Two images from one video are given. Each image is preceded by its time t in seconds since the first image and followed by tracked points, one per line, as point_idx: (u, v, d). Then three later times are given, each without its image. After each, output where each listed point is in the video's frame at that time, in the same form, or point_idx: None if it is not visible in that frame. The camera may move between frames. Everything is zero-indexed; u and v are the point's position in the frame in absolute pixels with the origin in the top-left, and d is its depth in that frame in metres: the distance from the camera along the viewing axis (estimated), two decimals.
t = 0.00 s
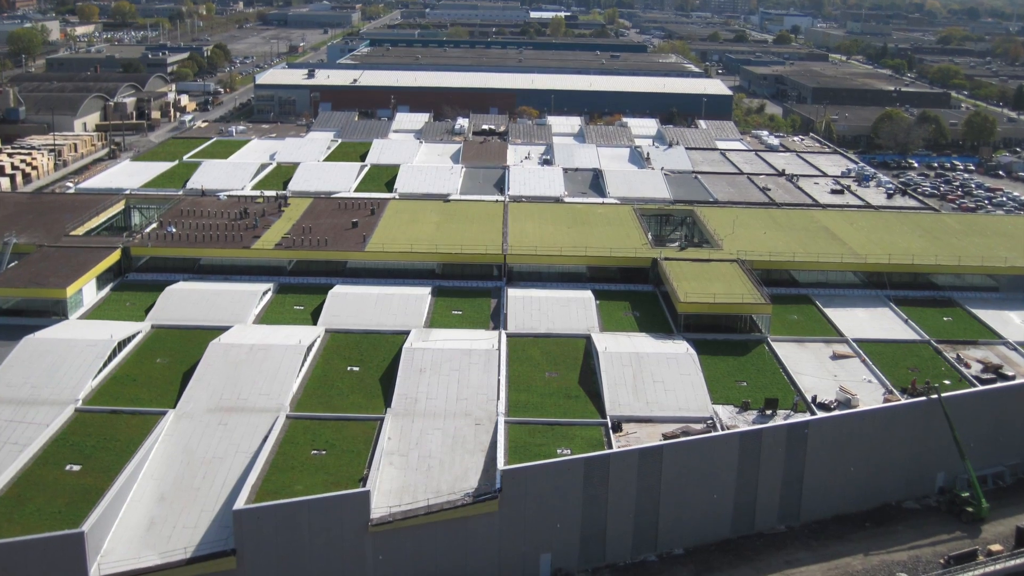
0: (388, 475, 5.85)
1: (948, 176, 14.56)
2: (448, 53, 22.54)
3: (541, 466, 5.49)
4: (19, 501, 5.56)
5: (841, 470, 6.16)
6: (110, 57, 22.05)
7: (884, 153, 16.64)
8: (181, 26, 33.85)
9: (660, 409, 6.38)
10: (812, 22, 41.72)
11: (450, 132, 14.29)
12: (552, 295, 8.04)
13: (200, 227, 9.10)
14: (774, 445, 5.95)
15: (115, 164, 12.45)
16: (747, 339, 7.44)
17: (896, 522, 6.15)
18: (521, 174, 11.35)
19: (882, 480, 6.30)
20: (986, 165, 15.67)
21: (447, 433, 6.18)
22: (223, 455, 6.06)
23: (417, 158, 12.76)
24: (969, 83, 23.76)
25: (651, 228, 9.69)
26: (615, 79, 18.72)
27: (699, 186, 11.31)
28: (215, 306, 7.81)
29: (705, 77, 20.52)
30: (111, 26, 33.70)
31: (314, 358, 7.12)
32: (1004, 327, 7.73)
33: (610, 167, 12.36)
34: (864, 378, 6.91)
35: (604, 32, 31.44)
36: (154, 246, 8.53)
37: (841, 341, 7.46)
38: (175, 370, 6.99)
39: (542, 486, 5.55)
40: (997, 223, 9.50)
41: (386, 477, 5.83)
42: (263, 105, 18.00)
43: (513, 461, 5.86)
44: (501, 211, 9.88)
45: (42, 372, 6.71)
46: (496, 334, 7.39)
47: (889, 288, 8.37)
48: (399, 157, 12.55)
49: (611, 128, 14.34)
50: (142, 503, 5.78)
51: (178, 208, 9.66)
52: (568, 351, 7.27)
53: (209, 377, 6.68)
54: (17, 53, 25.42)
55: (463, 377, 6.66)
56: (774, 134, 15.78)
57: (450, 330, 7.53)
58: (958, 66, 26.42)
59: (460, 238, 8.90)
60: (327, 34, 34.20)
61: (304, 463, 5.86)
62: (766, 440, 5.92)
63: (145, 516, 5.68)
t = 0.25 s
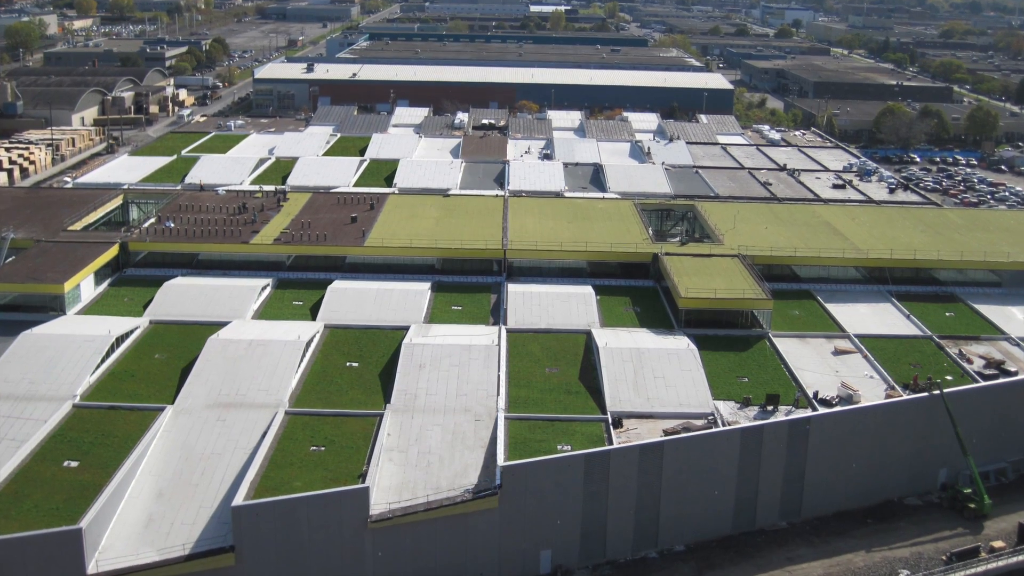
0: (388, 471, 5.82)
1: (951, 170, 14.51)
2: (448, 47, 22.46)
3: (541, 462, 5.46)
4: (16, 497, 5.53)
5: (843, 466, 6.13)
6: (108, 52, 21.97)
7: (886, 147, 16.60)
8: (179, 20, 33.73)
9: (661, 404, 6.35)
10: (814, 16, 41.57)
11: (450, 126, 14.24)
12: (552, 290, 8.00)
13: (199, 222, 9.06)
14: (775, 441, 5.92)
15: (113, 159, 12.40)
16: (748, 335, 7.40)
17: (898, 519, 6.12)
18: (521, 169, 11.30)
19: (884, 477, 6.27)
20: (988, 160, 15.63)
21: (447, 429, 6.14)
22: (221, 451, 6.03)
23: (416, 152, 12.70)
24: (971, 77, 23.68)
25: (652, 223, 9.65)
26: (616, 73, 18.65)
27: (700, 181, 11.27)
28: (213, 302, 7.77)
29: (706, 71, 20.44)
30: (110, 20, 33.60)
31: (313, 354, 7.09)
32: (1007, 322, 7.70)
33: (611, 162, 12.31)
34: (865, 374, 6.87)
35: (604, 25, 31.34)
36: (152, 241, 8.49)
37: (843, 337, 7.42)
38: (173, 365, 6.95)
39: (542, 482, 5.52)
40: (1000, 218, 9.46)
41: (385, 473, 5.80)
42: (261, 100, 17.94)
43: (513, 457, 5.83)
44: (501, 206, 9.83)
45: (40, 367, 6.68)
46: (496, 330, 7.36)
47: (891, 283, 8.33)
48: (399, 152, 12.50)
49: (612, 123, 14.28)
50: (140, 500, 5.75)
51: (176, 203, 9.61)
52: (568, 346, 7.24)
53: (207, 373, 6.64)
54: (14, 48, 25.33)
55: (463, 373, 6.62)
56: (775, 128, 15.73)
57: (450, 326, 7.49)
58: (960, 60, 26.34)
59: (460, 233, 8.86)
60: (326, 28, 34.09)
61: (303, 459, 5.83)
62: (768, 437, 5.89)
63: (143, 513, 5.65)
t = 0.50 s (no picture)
0: (387, 467, 5.79)
1: (953, 165, 14.47)
2: (448, 41, 22.38)
3: (541, 458, 5.43)
4: (14, 494, 5.50)
5: (845, 462, 6.10)
6: (106, 46, 21.90)
7: (887, 142, 16.55)
8: (178, 14, 33.62)
9: (661, 400, 6.32)
10: (815, 9, 41.46)
11: (450, 121, 14.18)
12: (552, 286, 7.96)
13: (197, 217, 9.02)
14: (777, 438, 5.89)
15: (111, 153, 12.36)
16: (749, 330, 7.37)
17: (900, 515, 6.09)
18: (521, 163, 11.26)
19: (886, 473, 6.24)
20: (990, 154, 15.58)
21: (447, 425, 6.11)
22: (220, 447, 6.00)
23: (416, 147, 12.66)
24: (974, 71, 23.61)
25: (652, 218, 9.61)
26: (616, 67, 18.58)
27: (701, 175, 11.23)
28: (212, 297, 7.73)
29: (707, 65, 20.38)
30: (108, 14, 33.50)
31: (312, 349, 7.06)
32: (1009, 318, 7.67)
33: (611, 156, 12.26)
34: (867, 370, 6.84)
35: (605, 19, 31.23)
36: (150, 236, 8.45)
37: (844, 332, 7.38)
38: (171, 361, 6.92)
39: (542, 479, 5.50)
40: (1002, 212, 9.42)
41: (385, 469, 5.77)
42: (260, 94, 17.88)
43: (513, 453, 5.80)
44: (501, 200, 9.79)
45: (37, 363, 6.65)
46: (496, 325, 7.32)
47: (893, 279, 8.29)
48: (398, 146, 12.45)
49: (612, 117, 14.23)
50: (138, 497, 5.72)
51: (175, 197, 9.57)
52: (568, 342, 7.20)
53: (206, 369, 6.61)
54: (12, 42, 25.25)
55: (463, 369, 6.59)
56: (776, 122, 15.68)
57: (449, 321, 7.46)
58: (962, 54, 26.27)
59: (459, 228, 8.82)
60: (325, 22, 33.98)
61: (302, 455, 5.80)
62: (769, 433, 5.86)
63: (141, 509, 5.62)
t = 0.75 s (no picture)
0: (387, 463, 5.76)
1: (955, 160, 14.42)
2: (448, 35, 22.31)
3: (541, 454, 5.40)
4: (11, 490, 5.47)
5: (847, 458, 6.07)
6: (104, 40, 21.83)
7: (889, 136, 16.51)
8: (176, 7, 33.50)
9: (662, 396, 6.28)
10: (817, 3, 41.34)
11: (449, 115, 14.12)
12: (552, 281, 7.92)
13: (196, 211, 8.98)
14: (778, 434, 5.86)
15: (108, 148, 12.31)
16: (750, 326, 7.33)
17: (902, 511, 6.06)
18: (521, 158, 11.21)
19: (888, 469, 6.21)
20: (992, 149, 15.53)
21: (446, 421, 6.08)
22: (218, 443, 5.97)
23: (416, 141, 12.61)
24: (976, 65, 23.55)
25: (653, 213, 9.57)
26: (617, 61, 18.52)
27: (702, 170, 11.18)
28: (210, 292, 7.70)
29: (708, 59, 20.31)
30: (106, 8, 33.38)
31: (311, 345, 7.02)
32: (1011, 313, 7.63)
33: (612, 151, 12.22)
34: (869, 366, 6.80)
35: (605, 13, 31.13)
36: (149, 231, 8.41)
37: (846, 328, 7.35)
38: (169, 357, 6.88)
39: (542, 475, 5.46)
40: (1005, 207, 9.38)
41: (384, 466, 5.74)
42: (259, 88, 17.83)
43: (513, 450, 5.77)
44: (501, 195, 9.74)
45: (34, 359, 6.61)
46: (496, 321, 7.29)
47: (895, 274, 8.25)
48: (398, 141, 12.40)
49: (613, 111, 14.17)
50: (136, 493, 5.68)
51: (173, 192, 9.53)
52: (569, 337, 7.16)
53: (204, 365, 6.57)
54: (9, 36, 25.16)
55: (462, 364, 6.55)
56: (778, 117, 15.63)
57: (449, 317, 7.42)
58: (965, 48, 26.20)
59: (459, 223, 8.78)
60: (324, 16, 33.87)
61: (301, 451, 5.77)
62: (771, 429, 5.83)
63: (139, 505, 5.59)
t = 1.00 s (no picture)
0: (386, 459, 5.73)
1: (957, 154, 14.38)
2: (448, 29, 22.22)
3: (541, 450, 5.37)
4: (9, 486, 5.44)
5: (848, 454, 6.04)
6: (102, 34, 21.75)
7: (891, 130, 16.46)
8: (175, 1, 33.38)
9: (663, 392, 6.25)
10: None
11: (449, 109, 14.07)
12: (552, 276, 7.88)
13: (194, 206, 8.93)
14: (779, 430, 5.83)
15: (107, 142, 12.26)
16: (751, 321, 7.29)
17: (904, 508, 6.04)
18: (521, 153, 11.16)
19: (889, 465, 6.18)
20: (995, 143, 15.48)
21: (446, 417, 6.05)
22: (217, 439, 5.93)
23: (416, 136, 12.56)
24: (979, 59, 23.49)
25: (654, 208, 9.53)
26: (617, 55, 18.45)
27: (702, 165, 11.14)
28: (208, 288, 7.66)
29: (708, 53, 20.24)
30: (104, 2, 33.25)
31: (310, 340, 6.99)
32: (1014, 308, 7.60)
33: (613, 145, 12.17)
34: (871, 361, 6.77)
35: (605, 7, 31.02)
36: (147, 226, 8.37)
37: (847, 323, 7.31)
38: (168, 352, 6.85)
39: (542, 471, 5.43)
40: (1007, 202, 9.34)
41: (384, 462, 5.71)
42: (258, 83, 17.77)
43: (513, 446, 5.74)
44: (501, 190, 9.70)
45: (32, 354, 6.58)
46: (496, 316, 7.25)
47: (897, 269, 8.21)
48: (397, 135, 12.35)
49: (613, 106, 14.12)
50: (134, 489, 5.65)
51: (171, 187, 9.48)
52: (569, 333, 7.13)
53: (203, 360, 6.54)
54: (7, 30, 25.06)
55: (462, 360, 6.52)
56: (779, 111, 15.57)
57: (449, 312, 7.38)
58: (967, 42, 26.12)
59: (459, 218, 8.74)
60: (323, 9, 33.76)
61: (300, 447, 5.74)
62: (772, 425, 5.79)
63: (137, 501, 5.56)
